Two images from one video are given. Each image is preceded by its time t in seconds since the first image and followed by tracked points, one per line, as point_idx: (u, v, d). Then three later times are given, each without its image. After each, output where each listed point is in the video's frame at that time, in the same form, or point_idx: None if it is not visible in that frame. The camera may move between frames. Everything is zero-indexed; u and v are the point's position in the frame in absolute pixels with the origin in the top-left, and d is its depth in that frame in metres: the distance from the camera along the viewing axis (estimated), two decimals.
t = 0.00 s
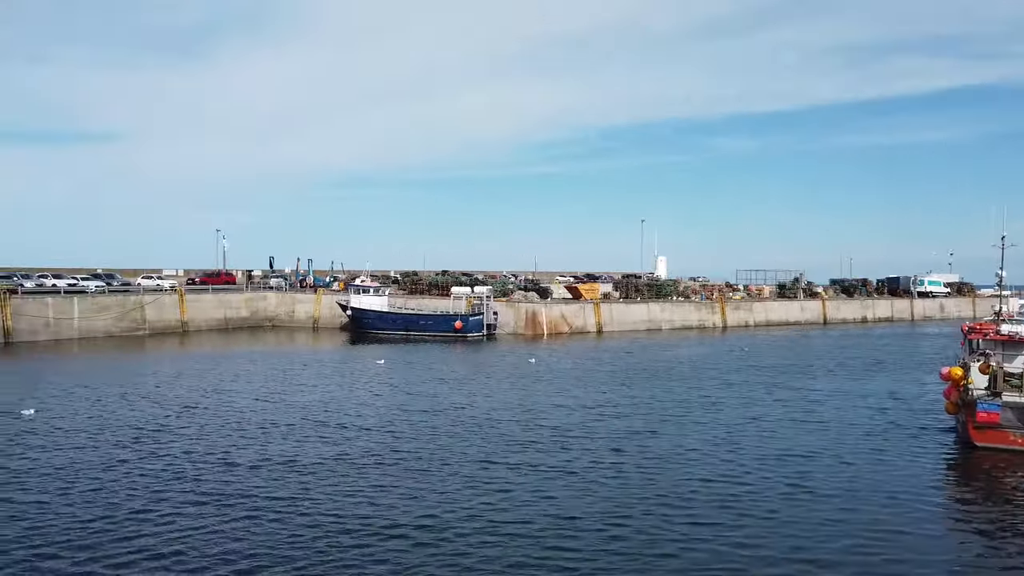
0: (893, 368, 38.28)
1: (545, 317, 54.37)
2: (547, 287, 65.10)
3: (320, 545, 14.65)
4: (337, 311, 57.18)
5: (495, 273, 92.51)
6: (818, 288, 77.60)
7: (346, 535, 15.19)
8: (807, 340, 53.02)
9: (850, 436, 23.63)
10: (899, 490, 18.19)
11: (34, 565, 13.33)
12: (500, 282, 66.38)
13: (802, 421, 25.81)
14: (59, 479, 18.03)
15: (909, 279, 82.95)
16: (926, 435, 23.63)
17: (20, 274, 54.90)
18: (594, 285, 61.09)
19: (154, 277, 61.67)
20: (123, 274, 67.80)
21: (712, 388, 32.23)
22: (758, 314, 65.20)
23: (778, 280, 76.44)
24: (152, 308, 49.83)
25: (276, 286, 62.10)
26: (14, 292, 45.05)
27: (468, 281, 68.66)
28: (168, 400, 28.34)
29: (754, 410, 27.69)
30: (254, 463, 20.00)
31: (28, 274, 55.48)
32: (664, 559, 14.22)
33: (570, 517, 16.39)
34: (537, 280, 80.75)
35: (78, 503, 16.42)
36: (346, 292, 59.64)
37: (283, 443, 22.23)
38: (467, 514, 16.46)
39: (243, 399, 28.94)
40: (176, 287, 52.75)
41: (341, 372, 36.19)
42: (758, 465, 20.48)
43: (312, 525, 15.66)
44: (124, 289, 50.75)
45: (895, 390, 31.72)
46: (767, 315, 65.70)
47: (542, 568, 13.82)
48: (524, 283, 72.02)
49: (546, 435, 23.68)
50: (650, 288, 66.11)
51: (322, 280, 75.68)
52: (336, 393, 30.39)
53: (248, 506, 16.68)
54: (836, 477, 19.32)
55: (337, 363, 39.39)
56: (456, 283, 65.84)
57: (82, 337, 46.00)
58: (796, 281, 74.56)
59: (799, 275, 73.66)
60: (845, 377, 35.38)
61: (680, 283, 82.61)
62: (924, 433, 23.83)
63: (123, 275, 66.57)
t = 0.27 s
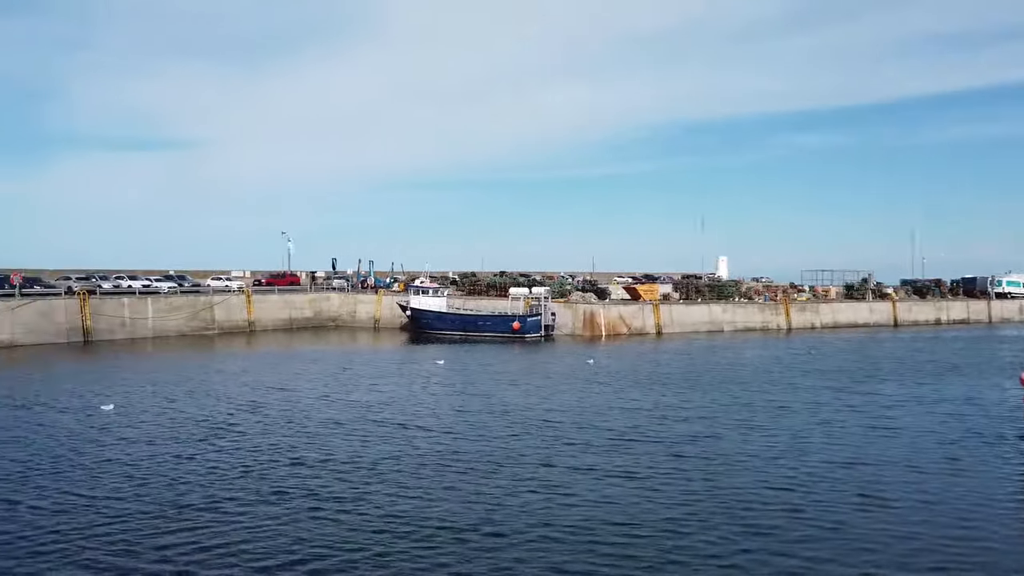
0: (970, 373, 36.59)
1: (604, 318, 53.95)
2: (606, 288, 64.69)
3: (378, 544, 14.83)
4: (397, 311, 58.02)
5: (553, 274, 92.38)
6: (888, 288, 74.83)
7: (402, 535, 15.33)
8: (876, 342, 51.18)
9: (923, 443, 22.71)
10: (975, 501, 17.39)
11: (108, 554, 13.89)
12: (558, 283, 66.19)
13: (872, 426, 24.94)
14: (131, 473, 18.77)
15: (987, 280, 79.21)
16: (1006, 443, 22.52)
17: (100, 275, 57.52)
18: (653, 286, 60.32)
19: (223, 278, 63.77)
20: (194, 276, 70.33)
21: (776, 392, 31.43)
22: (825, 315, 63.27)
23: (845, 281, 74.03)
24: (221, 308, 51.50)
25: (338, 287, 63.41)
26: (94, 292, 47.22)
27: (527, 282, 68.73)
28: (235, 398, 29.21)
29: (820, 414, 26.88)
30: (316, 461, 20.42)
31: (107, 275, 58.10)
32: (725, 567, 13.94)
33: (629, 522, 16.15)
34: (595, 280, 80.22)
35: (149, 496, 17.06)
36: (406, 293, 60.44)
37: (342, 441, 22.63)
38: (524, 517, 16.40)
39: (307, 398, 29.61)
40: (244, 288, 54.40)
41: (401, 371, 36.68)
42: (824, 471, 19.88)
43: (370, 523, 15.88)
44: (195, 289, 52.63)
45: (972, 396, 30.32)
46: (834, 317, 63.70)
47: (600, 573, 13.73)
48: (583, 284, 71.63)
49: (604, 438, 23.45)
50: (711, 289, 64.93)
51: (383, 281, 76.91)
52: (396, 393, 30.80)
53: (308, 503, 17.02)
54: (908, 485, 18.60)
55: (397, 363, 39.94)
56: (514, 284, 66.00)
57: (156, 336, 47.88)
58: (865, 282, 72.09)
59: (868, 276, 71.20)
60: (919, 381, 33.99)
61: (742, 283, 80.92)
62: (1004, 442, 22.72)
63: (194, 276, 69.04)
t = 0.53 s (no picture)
0: None
1: (671, 319, 53.13)
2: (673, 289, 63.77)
3: (440, 543, 14.95)
4: (462, 312, 58.55)
5: (618, 275, 91.76)
6: (972, 289, 71.26)
7: (463, 534, 15.40)
8: (960, 345, 48.79)
9: (1011, 452, 21.56)
10: None
11: (182, 546, 14.42)
12: (623, 284, 65.53)
13: (955, 433, 23.80)
14: (205, 467, 19.47)
15: None
16: None
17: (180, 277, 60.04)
18: (722, 286, 59.07)
19: (295, 279, 65.69)
20: (268, 277, 72.70)
21: (851, 396, 30.35)
22: (903, 317, 60.72)
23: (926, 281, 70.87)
24: (293, 309, 53.01)
25: (405, 288, 64.44)
26: (174, 293, 49.28)
27: (591, 283, 68.33)
28: (305, 397, 30.00)
29: (899, 420, 25.82)
30: (380, 459, 20.77)
31: (187, 277, 60.64)
32: None
33: (694, 528, 15.81)
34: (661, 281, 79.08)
35: (221, 491, 17.64)
36: (471, 293, 60.93)
37: (407, 440, 22.94)
38: (586, 521, 16.24)
39: (373, 397, 30.20)
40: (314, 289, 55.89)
41: (467, 372, 36.97)
42: (904, 480, 19.09)
43: (431, 522, 16.03)
44: (269, 291, 54.32)
45: None
46: (913, 318, 61.04)
47: None
48: (648, 284, 70.71)
49: (669, 442, 23.05)
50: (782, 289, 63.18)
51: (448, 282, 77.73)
52: (460, 393, 31.07)
53: (372, 500, 17.31)
54: (995, 496, 17.69)
55: (462, 363, 40.30)
56: (579, 284, 65.70)
57: (231, 335, 49.63)
58: (947, 282, 68.85)
59: (950, 276, 68.02)
60: (1007, 387, 32.26)
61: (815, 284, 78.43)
62: None
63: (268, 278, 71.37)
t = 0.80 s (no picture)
0: None
1: (736, 319, 52.00)
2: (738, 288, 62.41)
3: (500, 542, 14.97)
4: (523, 311, 58.63)
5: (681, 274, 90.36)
6: None
7: (522, 535, 15.36)
8: None
9: None
10: None
11: (247, 540, 14.81)
12: (687, 283, 64.45)
13: None
14: (272, 463, 20.00)
15: None
16: None
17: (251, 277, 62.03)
18: (789, 285, 57.50)
19: (359, 279, 67.03)
20: (334, 277, 74.38)
21: (928, 400, 29.10)
22: (984, 318, 57.90)
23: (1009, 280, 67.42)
24: (357, 308, 54.07)
25: (467, 287, 65.00)
26: (245, 292, 50.89)
27: (654, 282, 67.50)
28: (368, 394, 30.55)
29: (981, 425, 24.62)
30: (440, 457, 20.94)
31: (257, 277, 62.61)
32: None
33: (757, 535, 15.39)
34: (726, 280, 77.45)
35: (286, 487, 18.07)
36: (532, 293, 60.96)
37: (467, 439, 23.08)
38: (646, 524, 15.99)
39: (434, 395, 30.53)
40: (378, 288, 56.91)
41: (528, 371, 37.00)
42: (986, 488, 18.19)
43: (490, 522, 16.04)
44: (334, 290, 55.57)
45: None
46: (996, 319, 58.12)
47: None
48: (712, 284, 69.37)
49: (733, 444, 22.54)
50: (853, 289, 61.10)
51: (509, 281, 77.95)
52: (521, 392, 31.12)
53: (431, 498, 17.45)
54: None
55: (523, 362, 40.37)
56: (640, 284, 64.99)
57: (299, 334, 50.89)
58: None
59: None
60: None
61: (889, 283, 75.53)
62: None
63: (333, 278, 73.04)
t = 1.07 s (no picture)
0: None
1: (798, 316, 50.73)
2: (799, 285, 60.81)
3: (555, 540, 14.95)
4: (578, 307, 58.40)
5: (740, 269, 88.68)
6: None
7: (579, 535, 15.22)
8: None
9: None
10: None
11: (309, 532, 15.16)
12: (746, 279, 63.16)
13: None
14: (332, 457, 20.35)
15: None
16: None
17: (311, 273, 63.47)
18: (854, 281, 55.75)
19: (416, 275, 67.86)
20: (391, 273, 75.49)
21: (1004, 401, 27.85)
22: None
23: None
24: (414, 304, 54.74)
25: (522, 283, 65.13)
26: (306, 289, 52.05)
27: (712, 278, 66.41)
28: (425, 390, 30.88)
29: None
30: (497, 454, 20.97)
31: (317, 273, 64.02)
32: None
33: (824, 540, 14.91)
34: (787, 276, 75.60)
35: (346, 481, 18.36)
36: (588, 289, 60.66)
37: (523, 436, 23.07)
38: (706, 526, 15.67)
39: (491, 391, 30.66)
40: (434, 285, 57.52)
41: (584, 368, 36.85)
42: None
43: (547, 520, 15.96)
44: (391, 286, 56.39)
45: None
46: None
47: None
48: (773, 279, 67.80)
49: (796, 445, 21.95)
50: (922, 285, 58.91)
51: (564, 278, 77.81)
52: (577, 389, 31.02)
53: (487, 495, 17.48)
54: None
55: (579, 359, 40.22)
56: (698, 280, 64.02)
57: (358, 329, 51.83)
58: None
59: None
60: None
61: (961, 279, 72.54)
62: None
63: (391, 274, 74.12)
